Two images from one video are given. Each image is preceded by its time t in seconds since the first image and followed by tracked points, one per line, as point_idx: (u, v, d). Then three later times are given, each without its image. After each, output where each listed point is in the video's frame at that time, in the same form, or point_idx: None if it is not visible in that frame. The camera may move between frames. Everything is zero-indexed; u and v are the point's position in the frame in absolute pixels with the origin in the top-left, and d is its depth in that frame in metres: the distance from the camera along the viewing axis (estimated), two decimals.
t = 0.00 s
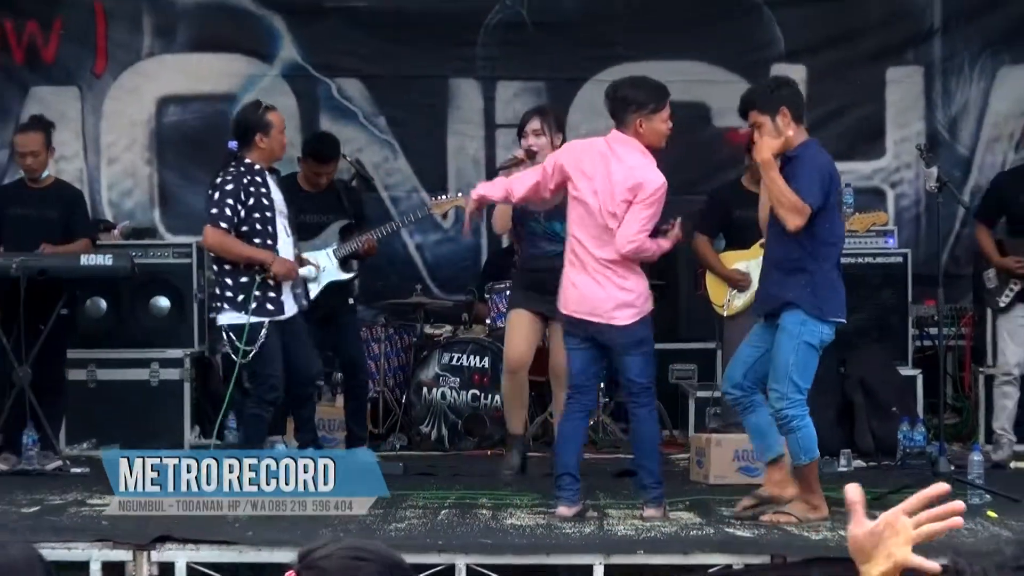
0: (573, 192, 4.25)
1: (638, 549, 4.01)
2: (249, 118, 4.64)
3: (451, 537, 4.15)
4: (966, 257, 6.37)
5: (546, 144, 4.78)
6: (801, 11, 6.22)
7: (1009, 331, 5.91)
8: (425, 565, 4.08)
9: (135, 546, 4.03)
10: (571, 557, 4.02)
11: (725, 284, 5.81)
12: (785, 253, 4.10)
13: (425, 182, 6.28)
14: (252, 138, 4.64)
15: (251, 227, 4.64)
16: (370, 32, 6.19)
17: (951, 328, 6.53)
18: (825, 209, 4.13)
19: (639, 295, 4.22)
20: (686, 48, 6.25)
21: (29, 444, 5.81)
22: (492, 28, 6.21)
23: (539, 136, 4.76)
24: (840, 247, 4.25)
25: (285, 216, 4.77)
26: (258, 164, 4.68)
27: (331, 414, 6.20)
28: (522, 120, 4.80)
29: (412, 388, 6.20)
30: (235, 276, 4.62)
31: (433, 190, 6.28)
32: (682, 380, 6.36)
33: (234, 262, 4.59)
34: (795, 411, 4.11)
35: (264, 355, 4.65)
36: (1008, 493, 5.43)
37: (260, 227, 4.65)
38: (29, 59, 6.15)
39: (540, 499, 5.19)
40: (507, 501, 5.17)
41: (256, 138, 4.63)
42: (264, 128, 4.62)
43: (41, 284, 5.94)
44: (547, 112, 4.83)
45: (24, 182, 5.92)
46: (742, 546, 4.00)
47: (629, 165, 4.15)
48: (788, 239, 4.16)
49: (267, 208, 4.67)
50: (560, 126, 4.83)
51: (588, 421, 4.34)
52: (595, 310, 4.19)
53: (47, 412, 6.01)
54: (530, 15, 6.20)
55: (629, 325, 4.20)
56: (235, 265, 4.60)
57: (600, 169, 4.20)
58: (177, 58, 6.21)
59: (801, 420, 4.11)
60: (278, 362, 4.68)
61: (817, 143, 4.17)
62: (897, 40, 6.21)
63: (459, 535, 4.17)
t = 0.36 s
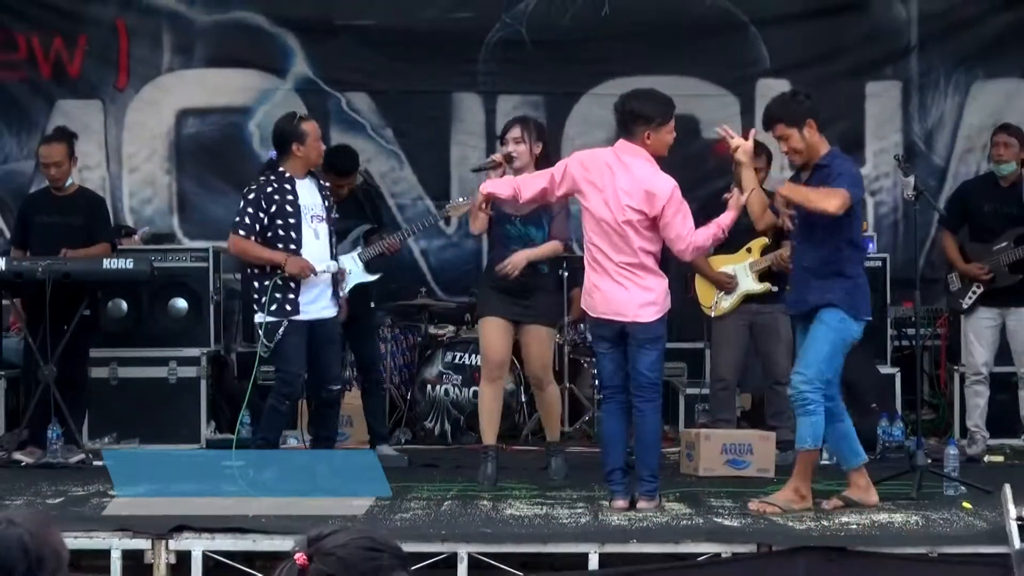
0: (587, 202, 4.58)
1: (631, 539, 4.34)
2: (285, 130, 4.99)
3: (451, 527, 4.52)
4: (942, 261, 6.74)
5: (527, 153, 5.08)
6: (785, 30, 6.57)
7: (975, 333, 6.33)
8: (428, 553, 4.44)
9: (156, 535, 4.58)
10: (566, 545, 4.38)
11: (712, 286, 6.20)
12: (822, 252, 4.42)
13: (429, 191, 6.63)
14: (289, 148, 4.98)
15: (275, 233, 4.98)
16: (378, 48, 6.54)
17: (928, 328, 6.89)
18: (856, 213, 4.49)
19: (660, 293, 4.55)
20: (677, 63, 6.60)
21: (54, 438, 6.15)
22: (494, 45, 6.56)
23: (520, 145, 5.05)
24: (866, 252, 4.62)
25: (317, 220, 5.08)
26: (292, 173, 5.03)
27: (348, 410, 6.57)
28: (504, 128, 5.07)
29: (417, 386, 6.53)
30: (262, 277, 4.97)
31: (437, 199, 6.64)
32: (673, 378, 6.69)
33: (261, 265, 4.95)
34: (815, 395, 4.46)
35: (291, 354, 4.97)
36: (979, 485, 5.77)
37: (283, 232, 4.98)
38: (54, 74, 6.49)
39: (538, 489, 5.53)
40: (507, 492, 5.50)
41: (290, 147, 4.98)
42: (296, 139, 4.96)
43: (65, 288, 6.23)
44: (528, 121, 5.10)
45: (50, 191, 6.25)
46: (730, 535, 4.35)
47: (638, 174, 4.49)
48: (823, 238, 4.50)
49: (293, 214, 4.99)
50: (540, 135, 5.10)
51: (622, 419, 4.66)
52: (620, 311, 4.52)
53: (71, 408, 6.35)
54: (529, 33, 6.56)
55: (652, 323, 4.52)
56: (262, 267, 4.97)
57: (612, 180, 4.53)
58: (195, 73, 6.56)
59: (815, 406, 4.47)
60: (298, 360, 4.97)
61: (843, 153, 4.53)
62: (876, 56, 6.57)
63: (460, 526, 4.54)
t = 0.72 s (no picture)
0: (599, 213, 4.53)
1: (627, 540, 4.35)
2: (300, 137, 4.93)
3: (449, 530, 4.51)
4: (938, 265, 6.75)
5: (505, 160, 5.13)
6: (782, 33, 6.57)
7: (967, 336, 6.40)
8: (423, 556, 4.44)
9: (151, 537, 4.58)
10: (562, 548, 4.38)
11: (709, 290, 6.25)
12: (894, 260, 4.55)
13: (425, 194, 6.64)
14: (301, 155, 4.93)
15: (278, 240, 4.92)
16: (374, 51, 6.55)
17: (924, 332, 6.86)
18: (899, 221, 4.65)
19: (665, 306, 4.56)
20: (673, 66, 6.61)
21: (50, 441, 6.15)
22: (490, 48, 6.56)
23: (497, 152, 5.10)
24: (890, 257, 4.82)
25: (322, 229, 4.96)
26: (303, 181, 4.98)
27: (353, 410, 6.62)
28: (482, 136, 5.13)
29: (413, 389, 6.54)
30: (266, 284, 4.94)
31: (433, 202, 6.64)
32: (669, 380, 6.69)
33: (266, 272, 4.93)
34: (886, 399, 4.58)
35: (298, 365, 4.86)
36: (975, 488, 5.77)
37: (286, 240, 4.91)
38: (51, 76, 6.49)
39: (533, 493, 5.54)
40: (504, 495, 5.51)
41: (300, 155, 4.92)
42: (305, 147, 4.90)
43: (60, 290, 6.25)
44: (506, 128, 5.17)
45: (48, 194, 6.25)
46: (726, 538, 4.36)
47: (656, 185, 4.49)
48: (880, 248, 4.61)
49: (297, 221, 4.91)
50: (518, 142, 5.16)
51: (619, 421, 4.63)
52: (627, 323, 4.51)
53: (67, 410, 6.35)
54: (525, 35, 6.56)
55: (658, 334, 4.55)
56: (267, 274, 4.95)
57: (626, 190, 4.50)
58: (192, 76, 6.56)
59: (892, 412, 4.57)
60: (301, 361, 4.87)
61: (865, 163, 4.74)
62: (872, 59, 6.57)
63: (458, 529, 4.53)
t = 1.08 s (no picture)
0: (597, 210, 4.50)
1: (610, 540, 4.35)
2: (277, 134, 4.94)
3: (431, 530, 4.49)
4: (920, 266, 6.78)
5: (484, 157, 5.13)
6: (765, 33, 6.58)
7: (956, 336, 6.41)
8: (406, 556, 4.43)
9: (133, 538, 4.56)
10: (544, 548, 4.37)
11: (692, 290, 6.21)
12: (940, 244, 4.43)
13: (409, 194, 6.64)
14: (277, 153, 4.95)
15: (252, 236, 4.94)
16: (357, 52, 6.55)
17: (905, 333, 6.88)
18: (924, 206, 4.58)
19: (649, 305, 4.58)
20: (656, 67, 6.61)
21: (31, 441, 6.13)
22: (473, 48, 6.57)
23: (478, 149, 5.11)
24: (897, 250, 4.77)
25: (296, 226, 4.97)
26: (280, 178, 5.00)
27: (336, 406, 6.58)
28: (462, 133, 5.12)
29: (396, 389, 6.58)
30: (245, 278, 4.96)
31: (416, 202, 6.64)
32: (652, 381, 6.71)
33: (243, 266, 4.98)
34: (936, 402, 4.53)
35: (267, 356, 4.96)
36: (958, 488, 5.78)
37: (259, 236, 4.93)
38: (34, 76, 6.49)
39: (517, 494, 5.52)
40: (486, 496, 5.49)
41: (275, 152, 4.94)
42: (281, 145, 4.91)
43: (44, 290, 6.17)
44: (484, 124, 5.16)
45: (33, 194, 6.24)
46: (710, 538, 4.36)
47: (654, 184, 4.51)
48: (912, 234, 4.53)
49: (271, 218, 4.93)
50: (497, 138, 5.16)
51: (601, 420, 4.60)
52: (615, 323, 4.51)
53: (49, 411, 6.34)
54: (509, 36, 6.56)
55: (643, 334, 4.57)
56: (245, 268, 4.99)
57: (625, 188, 4.49)
58: (174, 76, 6.56)
59: (938, 411, 4.54)
60: (270, 364, 4.96)
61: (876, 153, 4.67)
62: (855, 60, 6.58)
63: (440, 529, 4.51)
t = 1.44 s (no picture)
0: (596, 216, 4.46)
1: (595, 541, 4.33)
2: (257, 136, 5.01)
3: (416, 531, 4.48)
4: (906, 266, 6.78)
5: (476, 161, 5.10)
6: (750, 33, 6.58)
7: (946, 335, 6.39)
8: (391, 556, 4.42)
9: (119, 538, 4.53)
10: (528, 548, 4.36)
11: (677, 290, 6.21)
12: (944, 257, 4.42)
13: (394, 194, 6.63)
14: (256, 155, 5.00)
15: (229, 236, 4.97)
16: (342, 52, 6.54)
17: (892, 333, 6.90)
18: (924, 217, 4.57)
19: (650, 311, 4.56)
20: (642, 67, 6.61)
21: (18, 441, 6.13)
22: (458, 48, 6.56)
23: (470, 154, 5.08)
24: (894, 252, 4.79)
25: (273, 227, 4.99)
26: (259, 181, 5.05)
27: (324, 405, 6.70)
28: (454, 138, 5.09)
29: (381, 389, 6.58)
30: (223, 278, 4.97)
31: (402, 202, 6.64)
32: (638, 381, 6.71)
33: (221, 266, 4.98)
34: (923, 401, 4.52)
35: (253, 361, 5.00)
36: (945, 488, 5.77)
37: (236, 236, 4.96)
38: (19, 77, 6.48)
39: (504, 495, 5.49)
40: (472, 496, 5.48)
41: (254, 154, 5.01)
42: (259, 146, 4.98)
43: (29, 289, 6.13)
44: (476, 130, 5.13)
45: (21, 194, 6.23)
46: (696, 538, 4.33)
47: (650, 186, 4.53)
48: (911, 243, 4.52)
49: (248, 219, 4.97)
50: (489, 143, 5.14)
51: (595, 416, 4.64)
52: (624, 330, 4.46)
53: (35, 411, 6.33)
54: (493, 36, 6.56)
55: (650, 339, 4.55)
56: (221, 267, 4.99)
57: (624, 193, 4.48)
58: (159, 76, 6.55)
59: (925, 412, 4.53)
60: (252, 371, 5.00)
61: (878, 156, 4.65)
62: (841, 60, 6.58)
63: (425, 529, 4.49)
